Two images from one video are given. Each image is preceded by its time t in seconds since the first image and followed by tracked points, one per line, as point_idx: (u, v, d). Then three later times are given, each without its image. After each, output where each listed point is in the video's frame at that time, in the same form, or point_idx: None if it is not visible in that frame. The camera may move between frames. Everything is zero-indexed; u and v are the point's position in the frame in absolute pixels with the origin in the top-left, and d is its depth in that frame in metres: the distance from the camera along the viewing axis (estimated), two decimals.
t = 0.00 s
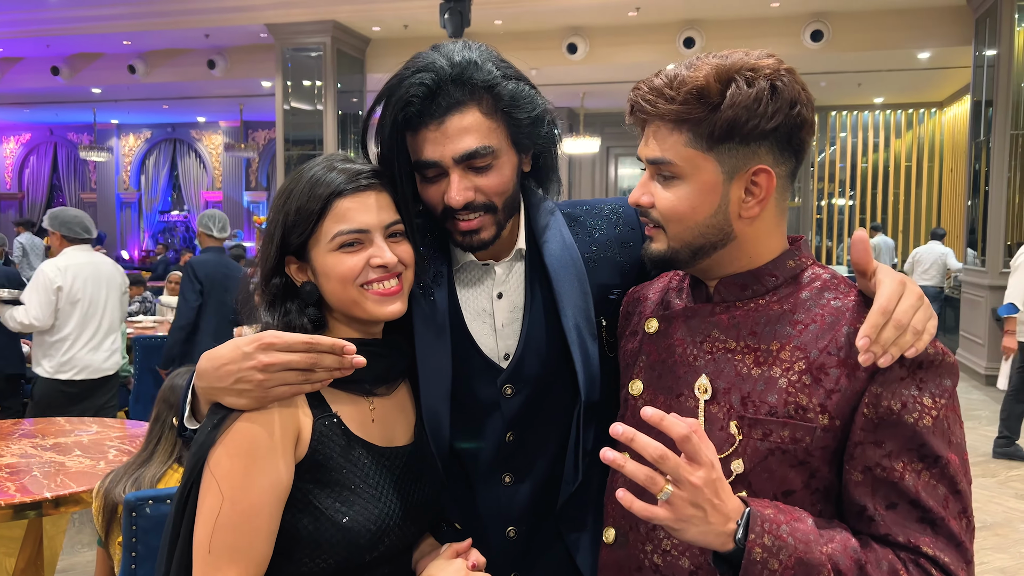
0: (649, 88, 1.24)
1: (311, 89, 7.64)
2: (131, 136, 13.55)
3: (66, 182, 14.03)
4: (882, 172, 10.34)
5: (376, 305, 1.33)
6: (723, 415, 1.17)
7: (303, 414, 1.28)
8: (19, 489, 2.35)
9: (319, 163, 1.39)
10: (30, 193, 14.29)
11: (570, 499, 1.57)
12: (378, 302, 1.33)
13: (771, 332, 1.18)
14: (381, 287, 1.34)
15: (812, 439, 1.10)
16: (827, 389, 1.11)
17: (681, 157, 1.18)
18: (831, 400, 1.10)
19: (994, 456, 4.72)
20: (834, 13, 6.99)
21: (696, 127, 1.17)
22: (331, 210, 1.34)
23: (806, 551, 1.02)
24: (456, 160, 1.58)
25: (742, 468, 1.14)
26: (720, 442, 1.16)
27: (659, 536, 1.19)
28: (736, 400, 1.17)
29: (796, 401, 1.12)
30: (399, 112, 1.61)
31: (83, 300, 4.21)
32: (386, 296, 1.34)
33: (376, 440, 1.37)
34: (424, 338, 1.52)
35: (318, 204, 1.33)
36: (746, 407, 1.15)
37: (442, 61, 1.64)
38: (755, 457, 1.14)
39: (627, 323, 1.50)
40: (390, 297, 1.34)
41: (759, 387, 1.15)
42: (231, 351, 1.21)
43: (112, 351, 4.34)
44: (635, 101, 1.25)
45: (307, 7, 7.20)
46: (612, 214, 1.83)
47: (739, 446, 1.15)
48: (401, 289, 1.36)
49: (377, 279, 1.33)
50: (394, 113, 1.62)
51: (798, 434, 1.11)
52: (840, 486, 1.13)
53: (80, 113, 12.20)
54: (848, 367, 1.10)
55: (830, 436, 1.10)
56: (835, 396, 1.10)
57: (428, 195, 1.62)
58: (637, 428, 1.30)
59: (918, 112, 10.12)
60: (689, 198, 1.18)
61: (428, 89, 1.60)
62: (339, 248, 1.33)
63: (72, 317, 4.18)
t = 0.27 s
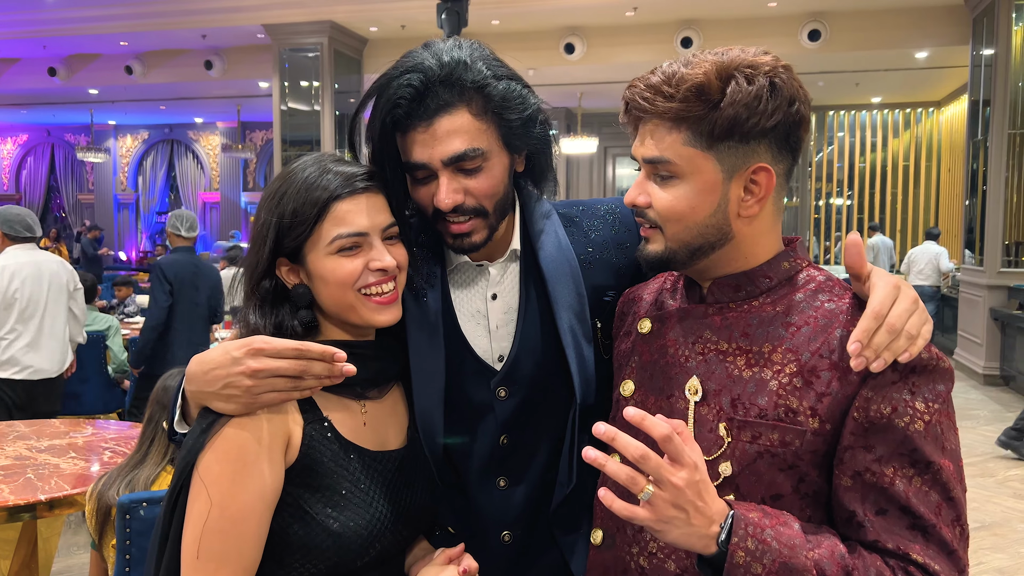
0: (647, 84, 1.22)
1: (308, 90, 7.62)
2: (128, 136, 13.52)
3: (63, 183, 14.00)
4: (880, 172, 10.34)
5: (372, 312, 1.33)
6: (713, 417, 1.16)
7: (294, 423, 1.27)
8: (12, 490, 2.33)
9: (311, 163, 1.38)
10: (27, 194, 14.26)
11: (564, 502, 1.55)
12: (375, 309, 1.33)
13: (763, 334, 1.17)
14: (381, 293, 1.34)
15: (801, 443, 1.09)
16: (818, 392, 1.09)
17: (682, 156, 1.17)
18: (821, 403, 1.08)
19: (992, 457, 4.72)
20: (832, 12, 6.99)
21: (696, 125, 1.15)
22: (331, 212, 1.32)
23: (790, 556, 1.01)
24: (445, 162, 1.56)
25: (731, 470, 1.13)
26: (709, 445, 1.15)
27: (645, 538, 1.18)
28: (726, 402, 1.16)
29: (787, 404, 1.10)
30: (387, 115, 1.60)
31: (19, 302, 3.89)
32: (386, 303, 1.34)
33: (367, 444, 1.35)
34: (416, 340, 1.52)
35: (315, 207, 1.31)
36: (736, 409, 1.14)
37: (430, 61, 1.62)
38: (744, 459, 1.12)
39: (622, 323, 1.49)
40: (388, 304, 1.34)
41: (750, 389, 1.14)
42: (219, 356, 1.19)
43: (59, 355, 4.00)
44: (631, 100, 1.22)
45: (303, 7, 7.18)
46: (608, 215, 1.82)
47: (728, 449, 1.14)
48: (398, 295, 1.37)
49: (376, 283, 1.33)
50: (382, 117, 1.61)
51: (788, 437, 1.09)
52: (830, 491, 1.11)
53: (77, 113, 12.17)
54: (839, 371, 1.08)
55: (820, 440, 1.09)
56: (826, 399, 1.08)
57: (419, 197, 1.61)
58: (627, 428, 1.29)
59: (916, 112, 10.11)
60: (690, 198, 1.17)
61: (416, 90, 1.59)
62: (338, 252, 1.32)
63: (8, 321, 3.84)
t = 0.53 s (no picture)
0: (682, 68, 1.17)
1: (308, 90, 7.61)
2: (128, 137, 13.52)
3: (64, 184, 14.00)
4: (880, 171, 10.34)
5: (367, 317, 1.33)
6: (714, 416, 1.16)
7: (299, 424, 1.27)
8: (12, 492, 2.33)
9: (316, 163, 1.38)
10: (27, 195, 14.26)
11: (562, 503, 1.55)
12: (371, 314, 1.33)
13: (760, 333, 1.17)
14: (378, 298, 1.33)
15: (801, 440, 1.08)
16: (817, 389, 1.09)
17: (727, 143, 1.14)
18: (821, 401, 1.08)
19: (991, 456, 4.72)
20: (832, 11, 6.98)
21: (736, 111, 1.14)
22: (331, 216, 1.32)
23: (795, 553, 1.01)
24: (445, 163, 1.56)
25: (732, 470, 1.12)
26: (709, 444, 1.15)
27: (648, 539, 1.17)
28: (726, 401, 1.15)
29: (786, 402, 1.10)
30: (386, 117, 1.58)
31: None
32: (382, 309, 1.34)
33: (367, 446, 1.35)
34: (415, 340, 1.52)
35: (318, 208, 1.31)
36: (735, 408, 1.14)
37: (428, 63, 1.62)
38: (744, 458, 1.11)
39: (619, 323, 1.47)
40: (384, 310, 1.34)
41: (750, 388, 1.13)
42: (224, 356, 1.19)
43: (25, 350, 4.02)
44: (664, 86, 1.16)
45: (303, 8, 7.17)
46: (604, 214, 1.82)
47: (729, 447, 1.13)
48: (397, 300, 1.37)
49: (373, 288, 1.32)
50: (380, 119, 1.59)
51: (788, 435, 1.09)
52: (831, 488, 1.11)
53: (77, 114, 12.17)
54: (837, 368, 1.09)
55: (820, 437, 1.09)
56: (825, 396, 1.08)
57: (417, 198, 1.60)
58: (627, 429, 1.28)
59: (916, 111, 10.10)
60: (734, 187, 1.14)
61: (414, 91, 1.58)
62: (337, 255, 1.31)
63: None
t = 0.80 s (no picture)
0: (696, 63, 1.20)
1: (308, 90, 7.61)
2: (128, 137, 13.52)
3: (64, 184, 14.01)
4: (880, 169, 10.34)
5: (364, 313, 1.33)
6: (719, 414, 1.15)
7: (304, 419, 1.28)
8: (12, 492, 2.33)
9: (314, 163, 1.38)
10: (28, 195, 14.27)
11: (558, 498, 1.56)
12: (367, 311, 1.33)
13: (758, 329, 1.17)
14: (371, 294, 1.33)
15: (807, 433, 1.09)
16: (819, 382, 1.09)
17: (746, 135, 1.18)
18: (824, 393, 1.09)
19: (990, 454, 4.72)
20: (831, 9, 6.98)
21: (747, 104, 1.19)
22: (323, 213, 1.33)
23: (808, 544, 1.01)
24: (451, 162, 1.57)
25: (741, 466, 1.12)
26: (716, 442, 1.14)
27: (660, 538, 1.18)
28: (730, 399, 1.15)
29: (790, 397, 1.10)
30: (392, 117, 1.57)
31: None
32: (376, 305, 1.33)
33: (368, 443, 1.37)
34: (413, 337, 1.52)
35: (311, 204, 1.32)
36: (740, 405, 1.14)
37: (431, 62, 1.62)
38: (752, 454, 1.11)
39: (610, 326, 1.48)
40: (380, 305, 1.34)
41: (753, 385, 1.14)
42: (228, 353, 1.20)
43: None
44: (684, 81, 1.18)
45: (303, 7, 7.17)
46: (596, 214, 1.82)
47: (736, 444, 1.13)
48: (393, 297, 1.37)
49: (367, 285, 1.32)
50: (386, 118, 1.57)
51: (794, 428, 1.09)
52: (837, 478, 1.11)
53: (77, 114, 12.17)
54: (838, 361, 1.09)
55: (825, 429, 1.09)
56: (828, 388, 1.09)
57: (418, 197, 1.60)
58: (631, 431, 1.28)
59: (916, 109, 10.09)
60: (754, 179, 1.18)
61: (420, 91, 1.58)
62: (329, 251, 1.32)
63: None
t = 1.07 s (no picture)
0: (679, 66, 1.20)
1: (308, 89, 7.61)
2: (127, 137, 13.52)
3: (63, 184, 14.01)
4: (879, 168, 10.34)
5: (363, 311, 1.33)
6: (726, 412, 1.14)
7: (305, 412, 1.29)
8: (10, 491, 2.33)
9: (307, 163, 1.38)
10: (27, 195, 14.26)
11: (555, 495, 1.55)
12: (366, 308, 1.33)
13: (758, 325, 1.17)
14: (369, 292, 1.33)
15: (815, 425, 1.09)
16: (823, 373, 1.10)
17: (730, 136, 1.18)
18: (829, 383, 1.09)
19: (990, 452, 4.72)
20: (830, 8, 6.97)
21: (730, 105, 1.19)
22: (317, 213, 1.33)
23: (823, 533, 1.03)
24: (455, 154, 1.57)
25: (753, 461, 1.11)
26: (727, 439, 1.13)
27: (676, 537, 1.18)
28: (737, 396, 1.14)
29: (795, 389, 1.11)
30: (395, 111, 1.56)
31: None
32: (375, 302, 1.34)
33: (366, 440, 1.38)
34: (407, 334, 1.52)
35: (306, 203, 1.32)
36: (748, 402, 1.13)
37: (429, 56, 1.62)
38: (763, 449, 1.11)
39: (603, 330, 1.49)
40: (379, 303, 1.34)
41: (757, 380, 1.13)
42: (227, 349, 1.20)
43: None
44: (666, 85, 1.18)
45: (302, 7, 7.17)
46: (585, 211, 1.83)
47: (747, 440, 1.12)
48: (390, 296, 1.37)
49: (364, 283, 1.32)
50: (389, 109, 1.56)
51: (801, 421, 1.10)
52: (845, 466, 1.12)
53: (76, 114, 12.17)
54: (839, 351, 1.10)
55: (833, 419, 1.10)
56: (832, 378, 1.09)
57: (418, 192, 1.59)
58: (636, 432, 1.27)
59: (915, 108, 10.08)
60: (740, 177, 1.18)
61: (422, 83, 1.58)
62: (326, 251, 1.32)
63: None
